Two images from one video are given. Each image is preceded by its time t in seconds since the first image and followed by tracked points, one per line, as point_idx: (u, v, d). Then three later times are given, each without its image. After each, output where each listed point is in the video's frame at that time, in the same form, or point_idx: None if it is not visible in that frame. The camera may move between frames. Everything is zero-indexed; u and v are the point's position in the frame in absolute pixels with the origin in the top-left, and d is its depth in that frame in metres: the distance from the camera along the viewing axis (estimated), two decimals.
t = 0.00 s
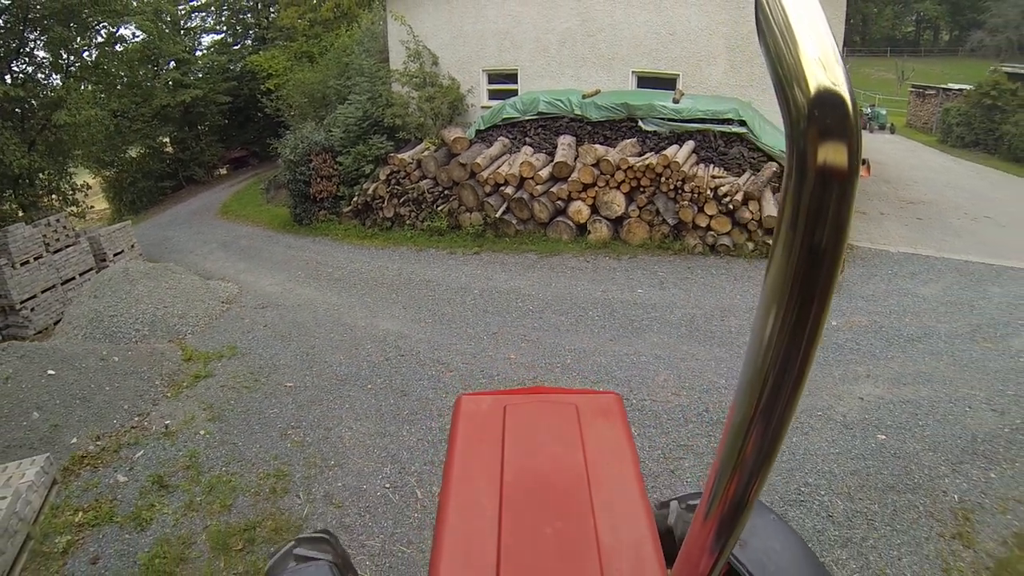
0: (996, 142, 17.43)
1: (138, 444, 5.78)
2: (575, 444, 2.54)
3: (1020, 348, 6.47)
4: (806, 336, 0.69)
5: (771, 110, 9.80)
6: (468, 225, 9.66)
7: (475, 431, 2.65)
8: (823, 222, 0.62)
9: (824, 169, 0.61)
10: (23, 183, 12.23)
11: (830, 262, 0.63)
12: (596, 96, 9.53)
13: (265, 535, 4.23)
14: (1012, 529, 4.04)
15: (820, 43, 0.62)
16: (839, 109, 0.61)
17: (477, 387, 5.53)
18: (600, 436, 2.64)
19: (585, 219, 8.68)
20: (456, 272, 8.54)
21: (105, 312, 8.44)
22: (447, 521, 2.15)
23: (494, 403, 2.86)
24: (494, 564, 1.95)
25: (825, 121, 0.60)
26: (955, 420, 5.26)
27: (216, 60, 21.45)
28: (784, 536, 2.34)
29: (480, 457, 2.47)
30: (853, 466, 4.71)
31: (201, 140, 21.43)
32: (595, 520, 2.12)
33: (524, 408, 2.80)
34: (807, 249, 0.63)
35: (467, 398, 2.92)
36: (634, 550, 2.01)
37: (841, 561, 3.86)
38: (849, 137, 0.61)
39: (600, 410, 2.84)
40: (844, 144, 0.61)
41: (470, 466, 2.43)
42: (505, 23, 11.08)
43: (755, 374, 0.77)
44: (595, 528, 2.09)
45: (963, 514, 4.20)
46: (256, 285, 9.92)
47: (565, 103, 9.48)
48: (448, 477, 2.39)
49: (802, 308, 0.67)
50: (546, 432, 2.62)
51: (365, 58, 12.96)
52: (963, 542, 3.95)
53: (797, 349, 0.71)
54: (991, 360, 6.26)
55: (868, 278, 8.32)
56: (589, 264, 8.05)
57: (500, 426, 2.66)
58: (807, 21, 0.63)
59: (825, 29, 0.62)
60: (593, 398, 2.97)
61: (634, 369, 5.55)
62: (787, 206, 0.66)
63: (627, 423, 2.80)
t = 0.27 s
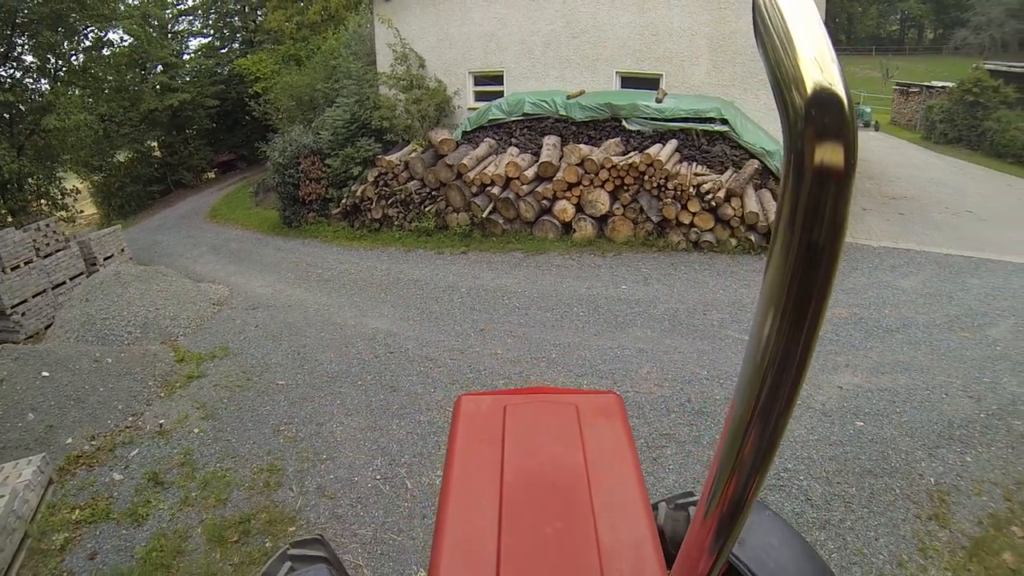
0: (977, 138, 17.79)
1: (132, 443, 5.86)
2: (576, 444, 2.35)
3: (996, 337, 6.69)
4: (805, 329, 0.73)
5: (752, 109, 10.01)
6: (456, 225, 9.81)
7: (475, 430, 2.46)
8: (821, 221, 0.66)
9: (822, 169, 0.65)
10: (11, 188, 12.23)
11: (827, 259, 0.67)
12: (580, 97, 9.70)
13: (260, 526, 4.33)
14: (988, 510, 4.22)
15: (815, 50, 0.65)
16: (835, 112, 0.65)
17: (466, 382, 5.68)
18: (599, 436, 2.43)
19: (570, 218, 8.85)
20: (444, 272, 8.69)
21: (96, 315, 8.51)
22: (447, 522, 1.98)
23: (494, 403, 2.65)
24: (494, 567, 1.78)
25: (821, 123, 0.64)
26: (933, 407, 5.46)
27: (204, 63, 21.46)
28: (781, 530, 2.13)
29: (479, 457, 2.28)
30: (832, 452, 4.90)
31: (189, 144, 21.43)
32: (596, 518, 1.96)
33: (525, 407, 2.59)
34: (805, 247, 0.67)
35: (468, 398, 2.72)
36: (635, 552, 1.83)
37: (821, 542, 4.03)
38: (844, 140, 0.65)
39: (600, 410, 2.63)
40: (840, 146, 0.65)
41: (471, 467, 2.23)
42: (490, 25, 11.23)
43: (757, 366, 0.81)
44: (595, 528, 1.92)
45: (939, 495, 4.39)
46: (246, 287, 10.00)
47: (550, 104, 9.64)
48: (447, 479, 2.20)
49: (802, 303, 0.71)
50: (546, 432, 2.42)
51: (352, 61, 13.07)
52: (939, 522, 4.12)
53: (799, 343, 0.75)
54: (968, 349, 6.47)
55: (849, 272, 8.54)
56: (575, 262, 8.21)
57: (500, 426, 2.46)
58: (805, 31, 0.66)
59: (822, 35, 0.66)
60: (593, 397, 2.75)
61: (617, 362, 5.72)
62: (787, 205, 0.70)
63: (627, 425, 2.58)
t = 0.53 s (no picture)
0: (953, 131, 18.18)
1: (121, 445, 5.92)
2: (576, 443, 2.45)
3: (967, 324, 6.94)
4: (818, 326, 0.75)
5: (728, 105, 10.22)
6: (437, 225, 9.93)
7: (475, 430, 2.56)
8: (832, 220, 0.68)
9: (832, 170, 0.67)
10: None
11: (839, 258, 0.69)
12: (558, 96, 9.86)
13: (249, 521, 4.44)
14: (958, 488, 4.42)
15: (826, 49, 0.66)
16: (846, 113, 0.67)
17: (448, 377, 5.85)
18: (600, 436, 2.53)
19: (549, 215, 9.01)
20: (425, 270, 8.82)
21: (82, 320, 8.55)
22: (448, 522, 2.06)
23: (493, 403, 2.77)
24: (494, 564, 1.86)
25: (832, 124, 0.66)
26: (904, 391, 5.69)
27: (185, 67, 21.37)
28: (781, 530, 2.17)
29: (479, 456, 2.37)
30: (806, 436, 5.10)
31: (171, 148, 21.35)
32: (597, 519, 2.04)
33: (523, 407, 2.69)
34: (816, 248, 0.69)
35: (469, 399, 2.83)
36: (635, 553, 1.92)
37: (795, 523, 4.20)
38: (855, 140, 0.67)
39: (600, 410, 2.73)
40: (852, 146, 0.66)
41: (471, 466, 2.32)
42: (470, 26, 11.35)
43: (767, 362, 0.83)
44: (595, 529, 2.00)
45: (910, 476, 4.59)
46: (231, 290, 10.05)
47: (529, 103, 9.80)
48: (447, 478, 2.29)
49: (811, 303, 0.73)
50: (546, 432, 2.52)
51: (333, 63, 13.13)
52: (911, 501, 4.32)
53: (808, 341, 0.77)
54: (940, 335, 6.71)
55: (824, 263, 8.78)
56: (554, 258, 8.38)
57: (500, 425, 2.56)
58: (812, 33, 0.68)
59: (832, 35, 0.67)
60: (593, 398, 2.86)
61: (596, 354, 5.89)
62: (799, 202, 0.72)
63: (627, 425, 2.69)
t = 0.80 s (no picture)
0: (933, 126, 18.55)
1: (110, 446, 5.99)
2: (576, 443, 2.57)
3: (941, 314, 7.17)
4: (810, 325, 0.77)
5: (707, 102, 10.42)
6: (421, 224, 10.04)
7: (476, 429, 2.69)
8: (825, 220, 0.70)
9: (825, 170, 0.69)
10: None
11: (831, 257, 0.71)
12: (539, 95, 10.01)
13: (238, 516, 4.55)
14: (931, 471, 4.61)
15: (818, 52, 0.69)
16: (840, 115, 0.69)
17: (431, 373, 6.00)
18: (599, 435, 2.66)
19: (531, 213, 9.15)
20: (409, 269, 8.94)
21: (69, 324, 8.58)
22: (447, 521, 2.16)
23: (494, 403, 2.90)
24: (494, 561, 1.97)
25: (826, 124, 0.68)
26: (879, 378, 5.91)
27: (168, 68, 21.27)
28: (780, 530, 2.41)
29: (479, 455, 2.50)
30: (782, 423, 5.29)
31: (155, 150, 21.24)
32: (597, 520, 2.15)
33: (522, 407, 2.83)
34: (810, 250, 0.71)
35: (469, 398, 2.96)
36: (635, 551, 2.03)
37: (772, 507, 4.37)
38: (847, 142, 0.69)
39: (600, 410, 2.88)
40: (846, 146, 0.68)
41: (471, 465, 2.44)
42: (452, 26, 11.45)
43: (761, 364, 0.85)
44: (595, 529, 2.11)
45: (885, 460, 4.79)
46: (217, 291, 10.10)
47: (510, 102, 9.95)
48: (448, 477, 2.41)
49: (805, 302, 0.75)
50: (546, 432, 2.64)
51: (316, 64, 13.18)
52: (885, 485, 4.51)
53: (801, 341, 0.79)
54: (915, 325, 6.93)
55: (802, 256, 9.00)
56: (536, 255, 8.53)
57: (500, 425, 2.69)
58: (808, 36, 0.70)
59: (824, 38, 0.69)
60: (592, 398, 3.00)
61: (576, 348, 6.04)
62: (793, 203, 0.73)
63: (626, 424, 2.83)
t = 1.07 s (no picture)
0: (919, 123, 18.81)
1: (103, 443, 6.03)
2: (577, 443, 2.67)
3: (924, 306, 7.33)
4: (806, 330, 0.71)
5: (693, 99, 10.57)
6: (409, 221, 10.12)
7: (477, 430, 2.79)
8: (821, 219, 0.65)
9: (822, 168, 0.64)
10: None
11: (829, 258, 0.66)
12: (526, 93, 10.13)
13: (231, 509, 4.63)
14: (912, 460, 4.76)
15: (813, 41, 0.63)
16: (836, 107, 0.64)
17: (420, 367, 6.10)
18: (598, 435, 2.77)
19: (518, 210, 9.25)
20: (398, 266, 9.03)
21: (60, 323, 8.61)
22: (447, 521, 2.26)
23: (494, 403, 3.00)
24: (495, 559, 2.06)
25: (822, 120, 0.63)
26: (862, 370, 6.07)
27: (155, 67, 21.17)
28: (779, 530, 2.56)
29: (480, 456, 2.60)
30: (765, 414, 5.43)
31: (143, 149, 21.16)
32: (597, 520, 2.24)
33: (521, 408, 2.93)
34: (807, 247, 0.66)
35: (469, 399, 3.06)
36: (635, 550, 2.12)
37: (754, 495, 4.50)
38: (846, 138, 0.64)
39: (600, 411, 2.98)
40: (842, 144, 0.63)
41: (472, 466, 2.54)
42: (440, 25, 11.52)
43: (754, 371, 0.79)
44: (596, 528, 2.20)
45: (866, 449, 4.93)
46: (207, 290, 10.13)
47: (497, 101, 10.07)
48: (449, 476, 2.51)
49: (802, 305, 0.70)
50: (546, 432, 2.74)
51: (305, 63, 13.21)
52: (867, 473, 4.65)
53: (797, 346, 0.73)
54: (898, 317, 7.10)
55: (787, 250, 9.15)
56: (523, 252, 8.64)
57: (500, 425, 2.80)
58: (802, 27, 0.64)
59: (818, 26, 0.64)
60: (594, 398, 3.11)
61: (562, 342, 6.16)
62: (788, 200, 0.68)
63: (626, 424, 2.94)
